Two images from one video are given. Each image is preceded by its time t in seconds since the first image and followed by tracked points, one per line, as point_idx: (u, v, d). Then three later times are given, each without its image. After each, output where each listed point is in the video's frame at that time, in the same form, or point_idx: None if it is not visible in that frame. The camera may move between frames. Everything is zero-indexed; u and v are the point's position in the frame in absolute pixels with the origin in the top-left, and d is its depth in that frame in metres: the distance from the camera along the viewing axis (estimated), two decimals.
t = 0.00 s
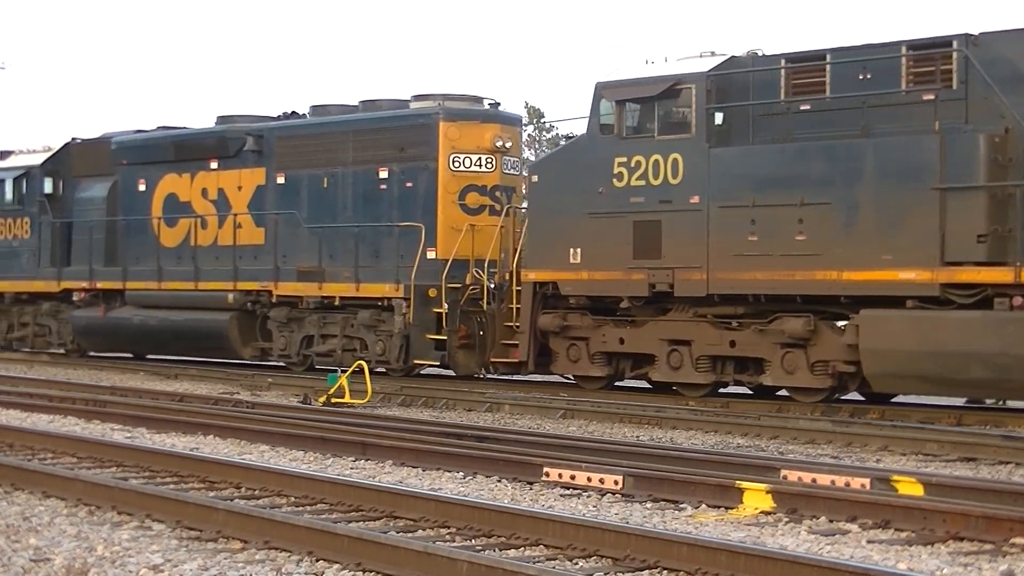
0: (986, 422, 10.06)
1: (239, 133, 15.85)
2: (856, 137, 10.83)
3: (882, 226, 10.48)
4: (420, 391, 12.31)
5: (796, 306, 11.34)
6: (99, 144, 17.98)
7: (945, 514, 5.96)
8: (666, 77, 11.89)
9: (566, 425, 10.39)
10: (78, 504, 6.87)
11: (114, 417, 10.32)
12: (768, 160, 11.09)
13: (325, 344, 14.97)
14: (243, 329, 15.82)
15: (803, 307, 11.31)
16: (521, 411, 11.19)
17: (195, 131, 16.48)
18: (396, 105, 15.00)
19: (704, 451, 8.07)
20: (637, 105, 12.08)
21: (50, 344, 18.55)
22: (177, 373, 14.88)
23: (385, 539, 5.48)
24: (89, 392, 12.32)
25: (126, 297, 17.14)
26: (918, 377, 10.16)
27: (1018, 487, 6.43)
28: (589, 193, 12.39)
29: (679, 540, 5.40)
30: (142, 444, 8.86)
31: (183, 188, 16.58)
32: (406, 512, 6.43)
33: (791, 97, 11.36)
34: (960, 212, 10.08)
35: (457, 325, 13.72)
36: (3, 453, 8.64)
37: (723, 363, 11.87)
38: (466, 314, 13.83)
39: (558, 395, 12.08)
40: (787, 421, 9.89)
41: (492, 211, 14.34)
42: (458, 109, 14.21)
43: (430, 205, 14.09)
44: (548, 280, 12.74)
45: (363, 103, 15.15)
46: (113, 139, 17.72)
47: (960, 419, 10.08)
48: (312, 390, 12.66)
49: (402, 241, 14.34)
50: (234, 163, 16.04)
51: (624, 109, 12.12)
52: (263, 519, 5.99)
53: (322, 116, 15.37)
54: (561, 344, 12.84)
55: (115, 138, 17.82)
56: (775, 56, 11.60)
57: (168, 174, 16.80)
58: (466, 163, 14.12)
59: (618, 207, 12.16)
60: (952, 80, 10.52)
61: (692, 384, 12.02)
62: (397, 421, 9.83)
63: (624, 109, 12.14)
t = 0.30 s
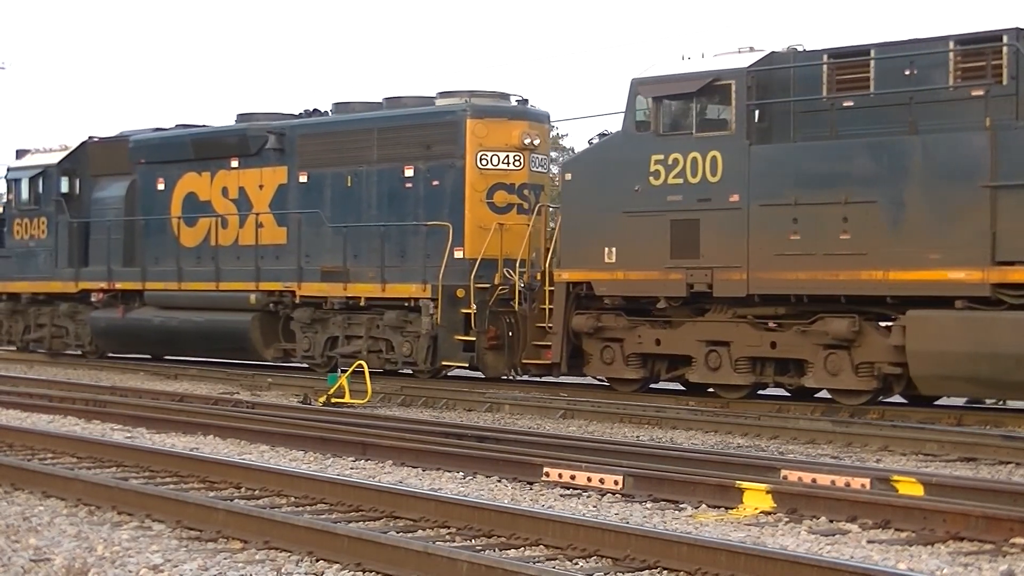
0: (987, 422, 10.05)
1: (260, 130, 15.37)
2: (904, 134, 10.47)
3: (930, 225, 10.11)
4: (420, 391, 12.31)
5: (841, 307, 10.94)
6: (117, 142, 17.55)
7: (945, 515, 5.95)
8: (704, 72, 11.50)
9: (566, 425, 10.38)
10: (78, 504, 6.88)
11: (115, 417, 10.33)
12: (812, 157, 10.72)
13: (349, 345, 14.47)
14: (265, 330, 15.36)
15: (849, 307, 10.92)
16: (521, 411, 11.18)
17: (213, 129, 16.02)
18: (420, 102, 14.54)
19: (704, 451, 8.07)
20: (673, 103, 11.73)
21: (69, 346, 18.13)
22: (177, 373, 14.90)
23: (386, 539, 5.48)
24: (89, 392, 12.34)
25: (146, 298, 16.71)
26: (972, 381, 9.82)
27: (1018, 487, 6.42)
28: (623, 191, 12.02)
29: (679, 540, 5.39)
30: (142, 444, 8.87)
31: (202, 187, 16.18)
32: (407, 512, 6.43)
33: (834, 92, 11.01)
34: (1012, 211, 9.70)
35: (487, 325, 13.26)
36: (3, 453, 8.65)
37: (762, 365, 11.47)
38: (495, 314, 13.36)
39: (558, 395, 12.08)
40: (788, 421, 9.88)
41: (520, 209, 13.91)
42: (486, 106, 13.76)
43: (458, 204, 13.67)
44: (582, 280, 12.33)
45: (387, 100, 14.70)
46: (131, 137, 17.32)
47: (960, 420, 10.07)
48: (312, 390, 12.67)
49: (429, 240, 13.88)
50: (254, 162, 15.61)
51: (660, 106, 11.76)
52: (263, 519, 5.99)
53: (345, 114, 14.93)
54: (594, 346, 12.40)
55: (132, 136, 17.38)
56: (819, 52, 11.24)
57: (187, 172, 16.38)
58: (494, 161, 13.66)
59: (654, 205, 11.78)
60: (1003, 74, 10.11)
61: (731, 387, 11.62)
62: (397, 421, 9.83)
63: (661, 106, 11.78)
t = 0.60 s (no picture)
0: (987, 422, 10.06)
1: (283, 128, 15.23)
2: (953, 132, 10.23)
3: (979, 223, 9.81)
4: (420, 391, 12.31)
5: (887, 307, 10.65)
6: (136, 140, 17.32)
7: (945, 515, 5.96)
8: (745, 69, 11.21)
9: (566, 425, 10.38)
10: (78, 504, 6.87)
11: (115, 417, 10.32)
12: (856, 154, 10.43)
13: (376, 346, 14.21)
14: (288, 330, 15.11)
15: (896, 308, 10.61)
16: (521, 411, 11.18)
17: (235, 127, 15.86)
18: (447, 99, 14.28)
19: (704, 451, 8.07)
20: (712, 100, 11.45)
21: (87, 346, 17.88)
22: (177, 373, 14.89)
23: (386, 539, 5.47)
24: (89, 392, 12.33)
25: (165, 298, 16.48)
26: (1014, 383, 9.67)
27: (1018, 487, 6.42)
28: (660, 189, 11.72)
29: (679, 540, 5.40)
30: (142, 444, 8.86)
31: (223, 185, 16.02)
32: (406, 512, 6.43)
33: (878, 88, 10.75)
34: None
35: (517, 326, 12.99)
36: (3, 453, 8.65)
37: (805, 366, 11.20)
38: (525, 315, 13.09)
39: (558, 395, 12.08)
40: (788, 421, 9.89)
41: (550, 208, 13.66)
42: (515, 102, 13.52)
43: (487, 201, 13.47)
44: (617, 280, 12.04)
45: (412, 96, 14.44)
46: (151, 134, 17.13)
47: (961, 420, 10.09)
48: (312, 390, 12.66)
49: (457, 240, 13.67)
50: (275, 160, 15.43)
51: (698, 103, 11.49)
52: (263, 519, 5.99)
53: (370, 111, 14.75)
54: (630, 347, 12.12)
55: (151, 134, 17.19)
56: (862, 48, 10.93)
57: (209, 171, 16.23)
58: (524, 159, 13.43)
59: (692, 204, 11.50)
60: None
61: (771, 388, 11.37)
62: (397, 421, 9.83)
63: (699, 103, 11.50)
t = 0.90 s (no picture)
0: (986, 422, 10.09)
1: (307, 126, 15.16)
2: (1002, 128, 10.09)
3: None
4: (420, 391, 12.31)
5: (933, 308, 10.50)
6: (155, 138, 17.21)
7: (945, 515, 5.97)
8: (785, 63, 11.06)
9: (566, 424, 10.39)
10: (78, 504, 6.86)
11: (115, 417, 10.30)
12: (902, 151, 10.29)
13: (402, 346, 14.18)
14: (311, 330, 15.08)
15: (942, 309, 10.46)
16: (521, 411, 11.18)
17: (257, 124, 15.76)
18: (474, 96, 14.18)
19: (705, 451, 8.07)
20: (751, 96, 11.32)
21: (104, 346, 17.79)
22: (176, 373, 14.86)
23: (385, 539, 5.47)
24: (88, 392, 12.30)
25: (186, 298, 16.44)
26: None
27: (1018, 487, 6.44)
28: (698, 187, 11.58)
29: (679, 540, 5.40)
30: (142, 444, 8.85)
31: (245, 185, 15.95)
32: (406, 512, 6.43)
33: (923, 84, 10.63)
34: None
35: (548, 326, 12.87)
36: (3, 453, 8.63)
37: (846, 367, 11.05)
38: (556, 315, 12.95)
39: (558, 395, 12.08)
40: (788, 421, 9.90)
41: (581, 207, 13.51)
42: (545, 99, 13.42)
43: (517, 200, 13.37)
44: (653, 280, 11.92)
45: (439, 94, 14.32)
46: (170, 132, 17.03)
47: (959, 420, 10.12)
48: (311, 390, 12.64)
49: (485, 239, 13.58)
50: (300, 158, 15.35)
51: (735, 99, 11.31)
52: (263, 519, 5.98)
53: (396, 108, 14.62)
54: (664, 348, 12.03)
55: (170, 131, 17.10)
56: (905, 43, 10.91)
57: (230, 169, 16.18)
58: (554, 157, 13.31)
59: (731, 202, 11.35)
60: None
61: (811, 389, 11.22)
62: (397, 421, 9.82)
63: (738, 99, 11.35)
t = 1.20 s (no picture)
0: (985, 423, 10.10)
1: (332, 122, 15.09)
2: None
3: None
4: (420, 391, 12.30)
5: (981, 309, 10.26)
6: (175, 136, 17.20)
7: (945, 515, 5.97)
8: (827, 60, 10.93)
9: (566, 424, 10.39)
10: (77, 504, 6.86)
11: (115, 417, 10.30)
12: (948, 149, 10.10)
13: (428, 347, 14.05)
14: (335, 331, 15.02)
15: (988, 310, 10.24)
16: (521, 411, 11.18)
17: (279, 122, 15.71)
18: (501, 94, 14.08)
19: (705, 451, 8.07)
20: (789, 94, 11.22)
21: (121, 347, 17.75)
22: (176, 373, 14.86)
23: (385, 539, 5.47)
24: (88, 392, 12.30)
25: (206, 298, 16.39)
26: None
27: (1018, 487, 6.44)
28: (737, 185, 11.44)
29: (679, 540, 5.40)
30: (142, 444, 8.85)
31: (267, 183, 15.90)
32: (406, 512, 6.43)
33: (968, 81, 10.42)
34: None
35: (580, 327, 12.74)
36: (3, 453, 8.63)
37: (888, 369, 10.81)
38: (587, 316, 12.81)
39: (558, 395, 12.08)
40: (787, 421, 9.90)
41: (611, 206, 13.42)
42: (575, 97, 13.33)
43: (546, 199, 13.26)
44: (688, 280, 11.78)
45: (466, 91, 14.25)
46: (191, 130, 17.03)
47: (960, 420, 10.14)
48: (311, 390, 12.64)
49: (515, 238, 13.49)
50: (324, 157, 15.30)
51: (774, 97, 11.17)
52: (263, 519, 5.98)
53: (421, 106, 14.49)
54: (700, 350, 11.84)
55: (191, 129, 17.07)
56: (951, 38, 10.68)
57: (251, 167, 16.14)
58: (584, 155, 13.25)
59: (770, 200, 11.21)
60: None
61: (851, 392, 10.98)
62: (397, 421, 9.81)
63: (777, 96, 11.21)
